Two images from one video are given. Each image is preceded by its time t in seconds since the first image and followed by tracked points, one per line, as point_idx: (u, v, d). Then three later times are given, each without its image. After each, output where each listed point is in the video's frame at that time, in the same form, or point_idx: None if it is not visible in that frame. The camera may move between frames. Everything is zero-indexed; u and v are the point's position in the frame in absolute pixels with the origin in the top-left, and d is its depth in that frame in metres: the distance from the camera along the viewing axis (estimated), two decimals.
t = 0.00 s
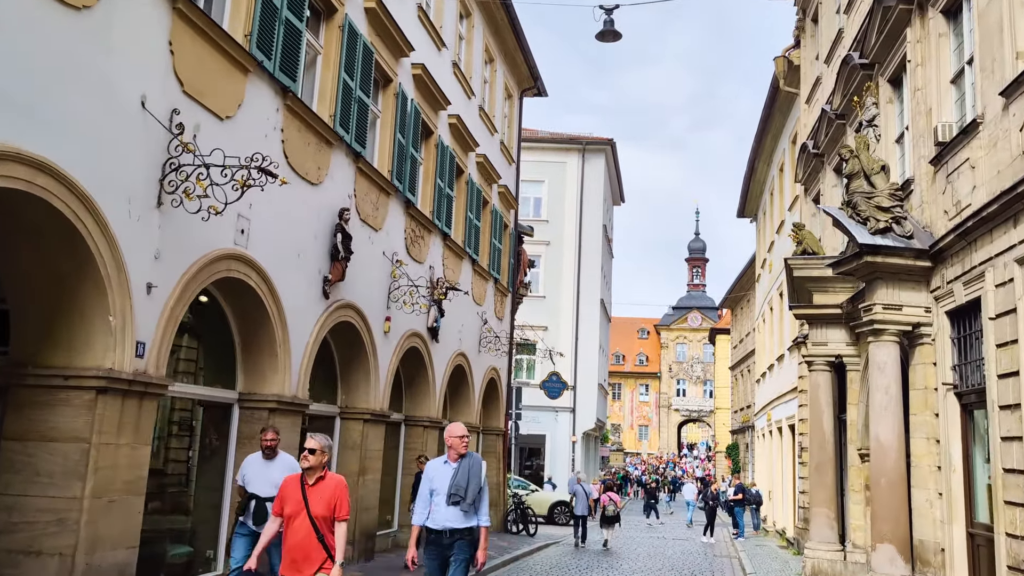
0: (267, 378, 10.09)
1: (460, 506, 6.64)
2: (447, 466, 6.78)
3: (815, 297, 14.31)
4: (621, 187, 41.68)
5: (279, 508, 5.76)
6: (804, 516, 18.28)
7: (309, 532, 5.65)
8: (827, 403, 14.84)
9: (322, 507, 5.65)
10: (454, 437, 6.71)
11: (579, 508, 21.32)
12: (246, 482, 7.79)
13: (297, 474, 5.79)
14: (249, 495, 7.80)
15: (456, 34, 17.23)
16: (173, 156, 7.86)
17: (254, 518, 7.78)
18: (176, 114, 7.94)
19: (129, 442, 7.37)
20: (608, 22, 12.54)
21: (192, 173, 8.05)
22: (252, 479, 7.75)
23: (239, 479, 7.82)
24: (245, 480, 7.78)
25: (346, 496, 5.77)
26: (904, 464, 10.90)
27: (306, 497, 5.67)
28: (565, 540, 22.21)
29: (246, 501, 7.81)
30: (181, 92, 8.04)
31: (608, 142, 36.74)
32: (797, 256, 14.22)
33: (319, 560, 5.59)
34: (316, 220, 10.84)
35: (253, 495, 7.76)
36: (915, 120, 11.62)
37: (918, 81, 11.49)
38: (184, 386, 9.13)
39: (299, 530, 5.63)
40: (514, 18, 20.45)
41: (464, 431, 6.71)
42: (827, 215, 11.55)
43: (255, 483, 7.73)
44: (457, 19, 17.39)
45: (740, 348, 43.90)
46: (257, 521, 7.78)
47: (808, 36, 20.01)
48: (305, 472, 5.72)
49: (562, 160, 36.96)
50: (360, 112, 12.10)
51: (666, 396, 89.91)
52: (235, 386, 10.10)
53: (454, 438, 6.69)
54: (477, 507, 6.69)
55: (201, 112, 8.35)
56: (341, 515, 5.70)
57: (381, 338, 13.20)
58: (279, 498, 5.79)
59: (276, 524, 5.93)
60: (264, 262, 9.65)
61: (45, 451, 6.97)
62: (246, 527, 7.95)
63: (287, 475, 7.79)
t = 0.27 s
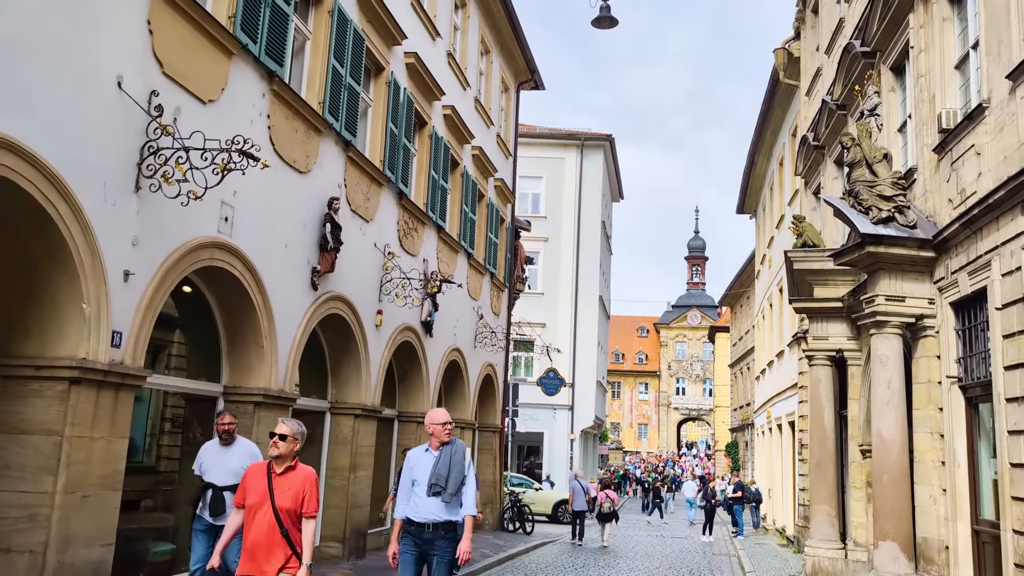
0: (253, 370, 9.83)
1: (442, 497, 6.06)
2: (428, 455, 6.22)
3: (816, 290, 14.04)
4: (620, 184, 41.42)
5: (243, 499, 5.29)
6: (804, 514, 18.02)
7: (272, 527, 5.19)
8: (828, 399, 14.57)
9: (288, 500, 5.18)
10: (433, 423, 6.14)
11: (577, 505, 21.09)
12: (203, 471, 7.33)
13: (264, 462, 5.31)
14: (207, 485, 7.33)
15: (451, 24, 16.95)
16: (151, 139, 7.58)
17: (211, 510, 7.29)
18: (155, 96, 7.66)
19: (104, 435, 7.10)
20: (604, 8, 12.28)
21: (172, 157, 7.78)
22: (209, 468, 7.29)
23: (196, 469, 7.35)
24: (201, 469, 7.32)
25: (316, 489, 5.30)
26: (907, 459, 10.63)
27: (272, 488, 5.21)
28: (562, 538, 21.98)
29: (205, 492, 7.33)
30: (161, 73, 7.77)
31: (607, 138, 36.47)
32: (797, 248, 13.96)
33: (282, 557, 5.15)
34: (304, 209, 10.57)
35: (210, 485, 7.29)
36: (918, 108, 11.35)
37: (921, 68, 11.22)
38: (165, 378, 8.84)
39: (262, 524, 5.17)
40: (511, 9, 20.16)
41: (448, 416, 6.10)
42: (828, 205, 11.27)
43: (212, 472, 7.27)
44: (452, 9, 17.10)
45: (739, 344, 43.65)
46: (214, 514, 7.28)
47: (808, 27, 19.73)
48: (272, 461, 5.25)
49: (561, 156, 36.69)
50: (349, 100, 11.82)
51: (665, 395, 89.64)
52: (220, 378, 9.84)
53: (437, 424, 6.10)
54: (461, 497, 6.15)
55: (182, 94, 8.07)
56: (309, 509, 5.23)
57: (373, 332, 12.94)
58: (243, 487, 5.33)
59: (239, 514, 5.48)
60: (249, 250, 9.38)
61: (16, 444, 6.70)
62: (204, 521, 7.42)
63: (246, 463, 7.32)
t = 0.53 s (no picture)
0: (238, 369, 9.56)
1: (418, 508, 5.70)
2: (403, 462, 5.84)
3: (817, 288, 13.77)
4: (619, 183, 41.14)
5: (199, 503, 5.04)
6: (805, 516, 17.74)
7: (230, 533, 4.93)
8: (829, 399, 14.30)
9: (246, 503, 4.93)
10: (406, 428, 5.77)
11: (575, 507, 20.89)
12: (162, 470, 6.85)
13: (222, 464, 5.06)
14: (168, 485, 6.88)
15: (446, 18, 16.67)
16: (129, 129, 7.32)
17: (171, 512, 6.81)
18: (133, 84, 7.40)
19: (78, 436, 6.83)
20: None
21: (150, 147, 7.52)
22: (168, 466, 6.81)
23: (157, 467, 6.87)
24: (161, 468, 6.84)
25: (277, 491, 5.05)
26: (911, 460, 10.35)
27: (229, 490, 4.95)
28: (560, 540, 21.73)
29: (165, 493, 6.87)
30: (139, 61, 7.50)
31: (606, 136, 36.19)
32: (798, 246, 13.68)
33: (241, 565, 4.88)
34: (291, 204, 10.30)
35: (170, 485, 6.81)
36: (922, 101, 11.08)
37: (925, 60, 10.94)
38: (140, 375, 8.61)
39: (219, 530, 4.91)
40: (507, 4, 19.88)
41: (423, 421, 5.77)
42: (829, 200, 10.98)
43: (171, 470, 6.79)
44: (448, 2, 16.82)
45: (740, 345, 43.33)
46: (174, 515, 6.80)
47: (809, 23, 19.46)
48: (229, 462, 5.00)
49: (560, 154, 36.41)
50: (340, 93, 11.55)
51: (665, 395, 89.32)
52: (204, 378, 9.57)
53: (411, 430, 5.76)
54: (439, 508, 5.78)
55: (162, 83, 7.81)
56: (270, 512, 4.97)
57: (365, 330, 12.67)
58: (200, 491, 5.08)
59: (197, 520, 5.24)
60: (234, 246, 9.12)
61: None
62: (167, 527, 6.93)
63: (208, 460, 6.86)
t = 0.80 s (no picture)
0: (221, 363, 9.28)
1: (386, 499, 5.18)
2: (370, 450, 5.33)
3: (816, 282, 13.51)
4: (616, 179, 40.88)
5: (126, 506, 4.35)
6: (804, 514, 17.49)
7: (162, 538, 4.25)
8: (829, 395, 14.03)
9: (181, 502, 4.26)
10: (374, 410, 5.23)
11: (570, 505, 20.69)
12: (114, 475, 6.35)
13: (152, 459, 4.39)
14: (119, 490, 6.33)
15: (439, 8, 16.37)
16: (103, 112, 7.04)
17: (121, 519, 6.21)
18: (107, 66, 7.13)
19: (49, 431, 6.57)
20: None
21: (126, 132, 7.24)
22: (120, 469, 6.34)
23: (109, 472, 6.41)
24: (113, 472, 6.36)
25: (215, 487, 4.38)
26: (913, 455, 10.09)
27: (161, 489, 4.28)
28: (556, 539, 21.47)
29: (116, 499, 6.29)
30: (114, 42, 7.23)
31: (603, 132, 35.93)
32: (797, 239, 13.43)
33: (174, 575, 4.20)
34: (277, 193, 10.03)
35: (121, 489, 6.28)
36: (923, 89, 10.82)
37: (927, 47, 10.67)
38: (116, 369, 8.28)
39: (148, 534, 4.22)
40: None
41: (393, 403, 5.24)
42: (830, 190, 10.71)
43: (123, 471, 6.32)
44: None
45: (738, 343, 43.08)
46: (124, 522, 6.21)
47: (808, 15, 19.19)
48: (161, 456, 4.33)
49: (556, 150, 36.15)
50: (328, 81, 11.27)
51: (663, 393, 89.10)
52: (187, 372, 9.29)
53: (380, 413, 5.23)
54: (409, 500, 5.28)
55: (138, 66, 7.53)
56: (206, 513, 4.31)
57: (354, 325, 12.40)
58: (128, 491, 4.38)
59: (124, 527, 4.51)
60: (216, 235, 8.84)
61: None
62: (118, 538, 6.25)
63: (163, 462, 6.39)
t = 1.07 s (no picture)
0: (197, 361, 8.97)
1: (347, 505, 4.88)
2: (325, 450, 4.97)
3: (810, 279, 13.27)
4: (609, 178, 40.65)
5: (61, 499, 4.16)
6: (797, 515, 17.24)
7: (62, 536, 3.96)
8: (823, 394, 13.79)
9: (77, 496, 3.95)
10: (335, 407, 4.88)
11: (561, 506, 20.44)
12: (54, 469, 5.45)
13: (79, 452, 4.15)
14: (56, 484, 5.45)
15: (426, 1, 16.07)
16: (67, 99, 6.75)
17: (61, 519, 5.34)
18: (71, 51, 6.83)
19: (8, 430, 6.27)
20: None
21: (92, 120, 6.95)
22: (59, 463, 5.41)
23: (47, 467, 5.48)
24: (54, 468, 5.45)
25: (122, 480, 3.99)
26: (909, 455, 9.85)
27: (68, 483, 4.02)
28: (547, 540, 21.20)
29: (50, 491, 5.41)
30: (79, 26, 6.93)
31: (595, 130, 35.67)
32: (790, 235, 13.18)
33: None
34: (255, 187, 9.74)
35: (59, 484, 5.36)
36: (919, 81, 10.57)
37: (922, 37, 10.42)
38: (84, 368, 7.96)
39: (49, 531, 3.97)
40: None
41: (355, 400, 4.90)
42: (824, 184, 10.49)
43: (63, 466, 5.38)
44: None
45: (730, 343, 42.87)
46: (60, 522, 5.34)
47: (801, 9, 18.96)
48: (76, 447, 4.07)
49: (548, 149, 35.89)
50: (309, 72, 10.97)
51: (656, 394, 88.93)
52: (161, 371, 8.99)
53: (340, 409, 4.88)
54: (370, 505, 5.00)
55: (106, 52, 7.24)
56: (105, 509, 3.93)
57: (338, 323, 12.11)
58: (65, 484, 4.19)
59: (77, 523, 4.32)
60: (190, 229, 8.55)
61: None
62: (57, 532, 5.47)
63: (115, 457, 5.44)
